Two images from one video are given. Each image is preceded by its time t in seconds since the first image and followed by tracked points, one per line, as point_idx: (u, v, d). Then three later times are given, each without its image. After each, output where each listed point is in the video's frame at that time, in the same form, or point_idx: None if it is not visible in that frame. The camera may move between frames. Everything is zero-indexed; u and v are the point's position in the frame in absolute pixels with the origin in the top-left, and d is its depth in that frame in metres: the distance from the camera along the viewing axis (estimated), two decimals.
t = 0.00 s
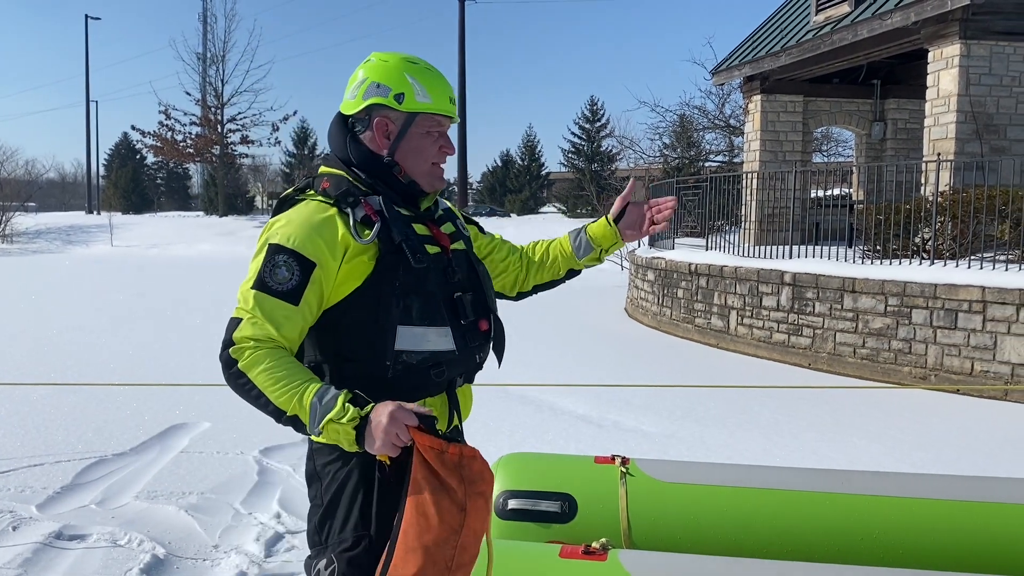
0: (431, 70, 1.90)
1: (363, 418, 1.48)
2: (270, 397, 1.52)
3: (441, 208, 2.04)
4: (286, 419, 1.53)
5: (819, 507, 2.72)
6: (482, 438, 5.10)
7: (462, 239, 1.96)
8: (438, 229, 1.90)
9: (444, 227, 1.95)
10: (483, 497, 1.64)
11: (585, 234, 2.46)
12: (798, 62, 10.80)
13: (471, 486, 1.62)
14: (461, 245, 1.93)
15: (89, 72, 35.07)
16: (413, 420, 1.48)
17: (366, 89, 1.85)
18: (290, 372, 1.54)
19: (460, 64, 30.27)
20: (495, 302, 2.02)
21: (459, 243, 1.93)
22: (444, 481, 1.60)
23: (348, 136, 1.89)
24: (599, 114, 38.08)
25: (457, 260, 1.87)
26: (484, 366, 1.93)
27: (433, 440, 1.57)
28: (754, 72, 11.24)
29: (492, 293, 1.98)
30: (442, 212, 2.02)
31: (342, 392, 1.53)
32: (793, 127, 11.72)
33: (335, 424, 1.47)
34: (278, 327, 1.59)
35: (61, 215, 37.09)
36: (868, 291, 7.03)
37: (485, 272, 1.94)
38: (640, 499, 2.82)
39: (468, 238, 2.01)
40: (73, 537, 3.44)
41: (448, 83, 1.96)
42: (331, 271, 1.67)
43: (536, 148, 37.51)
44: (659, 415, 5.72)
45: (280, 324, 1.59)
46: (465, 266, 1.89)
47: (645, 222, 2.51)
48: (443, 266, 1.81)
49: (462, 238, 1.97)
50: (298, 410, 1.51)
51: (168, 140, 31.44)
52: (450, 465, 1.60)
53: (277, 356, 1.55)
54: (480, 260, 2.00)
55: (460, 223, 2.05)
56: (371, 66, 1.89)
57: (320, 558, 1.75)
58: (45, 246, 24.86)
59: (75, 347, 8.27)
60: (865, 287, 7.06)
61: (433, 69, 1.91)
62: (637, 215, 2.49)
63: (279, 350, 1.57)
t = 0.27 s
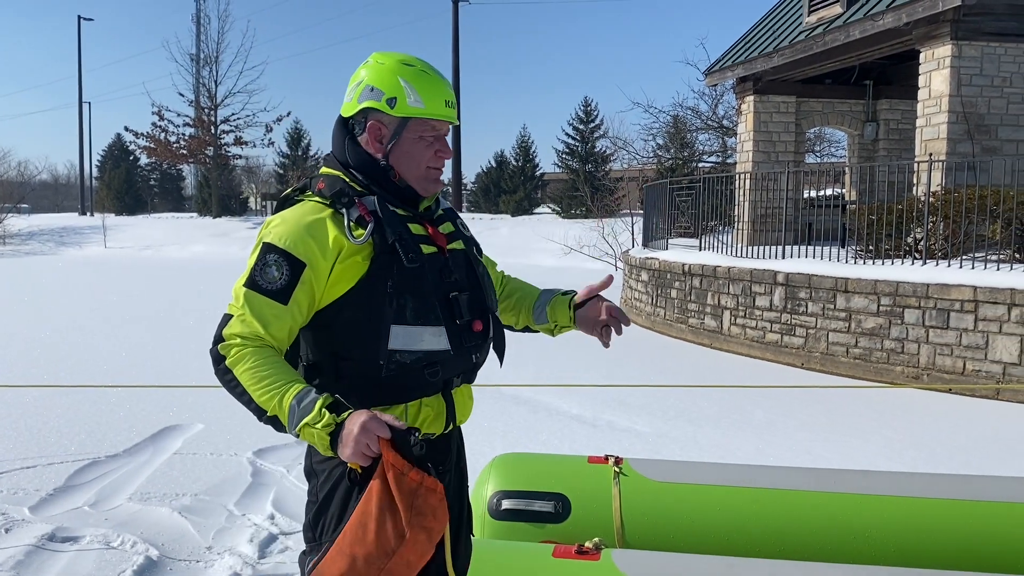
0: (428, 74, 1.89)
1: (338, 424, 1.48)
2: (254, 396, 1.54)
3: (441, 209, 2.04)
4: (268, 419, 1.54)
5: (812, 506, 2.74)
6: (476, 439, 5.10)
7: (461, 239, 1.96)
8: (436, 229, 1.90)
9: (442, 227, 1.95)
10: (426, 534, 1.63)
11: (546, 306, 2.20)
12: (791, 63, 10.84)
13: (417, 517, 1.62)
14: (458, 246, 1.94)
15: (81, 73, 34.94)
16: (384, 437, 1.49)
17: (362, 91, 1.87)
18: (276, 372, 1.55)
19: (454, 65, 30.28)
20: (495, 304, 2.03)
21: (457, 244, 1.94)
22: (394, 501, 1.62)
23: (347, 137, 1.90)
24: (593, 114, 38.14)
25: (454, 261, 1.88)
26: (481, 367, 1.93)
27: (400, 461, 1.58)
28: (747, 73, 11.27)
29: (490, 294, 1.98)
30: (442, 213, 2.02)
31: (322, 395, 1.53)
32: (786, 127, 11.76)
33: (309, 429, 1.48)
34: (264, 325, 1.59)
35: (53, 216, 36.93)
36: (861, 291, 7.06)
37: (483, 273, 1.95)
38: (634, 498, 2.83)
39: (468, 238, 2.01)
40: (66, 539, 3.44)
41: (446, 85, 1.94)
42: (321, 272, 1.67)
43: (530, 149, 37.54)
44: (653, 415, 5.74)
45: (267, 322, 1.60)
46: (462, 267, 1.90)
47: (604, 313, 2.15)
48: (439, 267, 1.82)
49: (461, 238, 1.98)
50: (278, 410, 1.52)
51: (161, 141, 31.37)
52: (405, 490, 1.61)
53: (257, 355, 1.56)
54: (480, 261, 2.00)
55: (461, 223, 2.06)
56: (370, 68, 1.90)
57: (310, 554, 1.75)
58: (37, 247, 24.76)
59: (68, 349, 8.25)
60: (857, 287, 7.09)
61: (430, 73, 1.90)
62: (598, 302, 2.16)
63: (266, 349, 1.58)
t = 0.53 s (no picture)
0: (401, 71, 1.86)
1: (275, 412, 1.52)
2: (217, 380, 1.60)
3: (440, 211, 1.98)
4: (226, 403, 1.59)
5: (806, 506, 2.75)
6: (470, 439, 5.11)
7: (450, 245, 1.91)
8: (418, 233, 1.86)
9: (431, 230, 1.90)
10: (361, 520, 1.64)
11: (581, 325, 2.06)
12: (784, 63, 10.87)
13: (348, 504, 1.62)
14: (444, 250, 1.88)
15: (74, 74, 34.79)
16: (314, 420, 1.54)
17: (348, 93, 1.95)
18: (237, 361, 1.60)
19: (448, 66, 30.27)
20: (486, 311, 1.95)
21: (443, 249, 1.88)
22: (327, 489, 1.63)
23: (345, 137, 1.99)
24: (588, 115, 38.20)
25: (432, 266, 1.83)
26: (462, 378, 1.85)
27: (330, 450, 1.58)
28: (740, 74, 11.31)
29: (477, 302, 1.90)
30: (441, 215, 1.96)
31: (272, 383, 1.56)
32: (779, 128, 11.80)
33: (250, 416, 1.52)
34: (237, 317, 1.67)
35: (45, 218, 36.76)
36: (854, 291, 7.09)
37: (469, 280, 1.89)
38: (627, 499, 2.84)
39: (465, 244, 1.94)
40: (60, 541, 3.43)
41: (417, 84, 1.86)
42: (294, 268, 1.71)
43: (524, 149, 37.57)
44: (647, 415, 5.75)
45: (241, 313, 1.66)
46: (444, 272, 1.85)
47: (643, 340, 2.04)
48: (408, 270, 1.78)
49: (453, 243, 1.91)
50: (233, 395, 1.57)
51: (155, 142, 31.29)
52: (336, 479, 1.60)
53: (224, 344, 1.63)
54: (473, 267, 1.93)
55: (462, 226, 1.98)
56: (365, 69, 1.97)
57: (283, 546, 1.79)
58: (30, 248, 24.66)
59: (61, 350, 8.21)
60: (850, 287, 7.12)
61: (404, 70, 1.85)
62: (639, 325, 2.04)
63: (237, 338, 1.65)
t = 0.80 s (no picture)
0: (373, 68, 1.92)
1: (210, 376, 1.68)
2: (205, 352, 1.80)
3: (438, 212, 1.93)
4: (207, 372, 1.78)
5: (801, 505, 2.76)
6: (465, 439, 5.11)
7: (432, 248, 1.87)
8: (396, 233, 1.86)
9: (417, 231, 1.88)
10: (252, 485, 1.61)
11: (592, 344, 1.90)
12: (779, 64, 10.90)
13: (239, 466, 1.61)
14: (423, 252, 1.86)
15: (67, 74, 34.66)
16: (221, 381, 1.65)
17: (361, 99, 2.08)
18: (220, 337, 1.78)
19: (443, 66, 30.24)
20: (463, 319, 1.89)
21: (422, 251, 1.86)
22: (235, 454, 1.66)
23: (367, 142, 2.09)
24: (583, 116, 38.24)
25: (403, 267, 1.83)
26: (429, 385, 1.82)
27: (233, 412, 1.64)
28: (735, 74, 11.33)
29: (452, 308, 1.86)
30: (435, 216, 1.91)
31: (226, 355, 1.71)
32: (773, 128, 11.83)
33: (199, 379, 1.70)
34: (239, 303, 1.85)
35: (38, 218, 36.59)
36: (848, 291, 7.11)
37: (445, 285, 1.84)
38: (623, 499, 2.85)
39: (453, 248, 1.88)
40: (54, 541, 3.42)
41: (374, 81, 1.89)
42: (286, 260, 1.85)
43: (519, 150, 37.57)
44: (641, 415, 5.75)
45: (241, 297, 1.85)
46: (416, 274, 1.84)
47: (649, 362, 1.81)
48: (374, 270, 1.81)
49: (436, 246, 1.87)
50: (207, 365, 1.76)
51: (149, 142, 31.20)
52: (234, 440, 1.63)
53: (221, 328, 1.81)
54: (455, 272, 1.87)
55: (457, 229, 1.91)
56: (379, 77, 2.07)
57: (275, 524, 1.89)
58: (22, 249, 24.53)
59: (54, 351, 8.17)
60: (845, 287, 7.13)
61: (374, 67, 1.92)
62: (647, 344, 1.82)
63: (231, 318, 1.83)
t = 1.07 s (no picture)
0: (359, 72, 1.93)
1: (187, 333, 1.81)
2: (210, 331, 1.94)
3: (428, 211, 1.92)
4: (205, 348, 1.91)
5: (798, 504, 2.76)
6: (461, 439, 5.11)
7: (414, 245, 1.86)
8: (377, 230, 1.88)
9: (401, 229, 1.89)
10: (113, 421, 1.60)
11: (621, 348, 1.84)
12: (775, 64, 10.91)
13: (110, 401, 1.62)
14: (404, 250, 1.86)
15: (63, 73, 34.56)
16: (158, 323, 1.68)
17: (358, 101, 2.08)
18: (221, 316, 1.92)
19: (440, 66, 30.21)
20: (439, 318, 1.85)
21: (402, 249, 1.86)
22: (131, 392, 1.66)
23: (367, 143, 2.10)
24: (579, 116, 38.24)
25: (381, 264, 1.85)
26: (402, 381, 1.80)
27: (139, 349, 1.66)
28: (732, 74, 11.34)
29: (427, 307, 1.83)
30: (423, 215, 1.91)
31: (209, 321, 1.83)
32: (770, 129, 11.85)
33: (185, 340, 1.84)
34: (249, 290, 2.00)
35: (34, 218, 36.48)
36: (845, 291, 7.12)
37: (421, 281, 1.83)
38: (619, 498, 2.85)
39: (435, 247, 1.86)
40: (50, 541, 3.41)
41: (362, 84, 1.90)
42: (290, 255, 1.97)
43: (516, 150, 37.57)
44: (637, 415, 5.76)
45: (252, 289, 1.99)
46: (394, 271, 1.85)
47: (689, 370, 1.73)
48: (353, 266, 1.86)
49: (417, 243, 1.86)
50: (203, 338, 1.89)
51: (145, 142, 31.14)
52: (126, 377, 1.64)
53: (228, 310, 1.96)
54: (434, 270, 1.85)
55: (443, 228, 1.88)
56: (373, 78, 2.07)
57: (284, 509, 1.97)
58: (18, 249, 24.46)
59: (50, 351, 8.15)
60: (841, 287, 7.15)
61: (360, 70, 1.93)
62: (684, 353, 1.76)
63: (239, 305, 1.97)
